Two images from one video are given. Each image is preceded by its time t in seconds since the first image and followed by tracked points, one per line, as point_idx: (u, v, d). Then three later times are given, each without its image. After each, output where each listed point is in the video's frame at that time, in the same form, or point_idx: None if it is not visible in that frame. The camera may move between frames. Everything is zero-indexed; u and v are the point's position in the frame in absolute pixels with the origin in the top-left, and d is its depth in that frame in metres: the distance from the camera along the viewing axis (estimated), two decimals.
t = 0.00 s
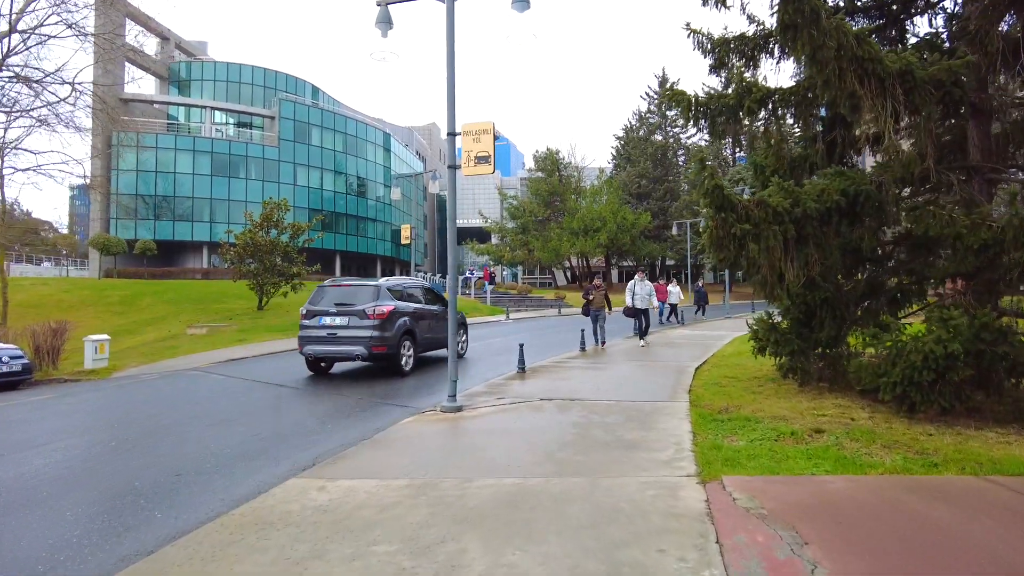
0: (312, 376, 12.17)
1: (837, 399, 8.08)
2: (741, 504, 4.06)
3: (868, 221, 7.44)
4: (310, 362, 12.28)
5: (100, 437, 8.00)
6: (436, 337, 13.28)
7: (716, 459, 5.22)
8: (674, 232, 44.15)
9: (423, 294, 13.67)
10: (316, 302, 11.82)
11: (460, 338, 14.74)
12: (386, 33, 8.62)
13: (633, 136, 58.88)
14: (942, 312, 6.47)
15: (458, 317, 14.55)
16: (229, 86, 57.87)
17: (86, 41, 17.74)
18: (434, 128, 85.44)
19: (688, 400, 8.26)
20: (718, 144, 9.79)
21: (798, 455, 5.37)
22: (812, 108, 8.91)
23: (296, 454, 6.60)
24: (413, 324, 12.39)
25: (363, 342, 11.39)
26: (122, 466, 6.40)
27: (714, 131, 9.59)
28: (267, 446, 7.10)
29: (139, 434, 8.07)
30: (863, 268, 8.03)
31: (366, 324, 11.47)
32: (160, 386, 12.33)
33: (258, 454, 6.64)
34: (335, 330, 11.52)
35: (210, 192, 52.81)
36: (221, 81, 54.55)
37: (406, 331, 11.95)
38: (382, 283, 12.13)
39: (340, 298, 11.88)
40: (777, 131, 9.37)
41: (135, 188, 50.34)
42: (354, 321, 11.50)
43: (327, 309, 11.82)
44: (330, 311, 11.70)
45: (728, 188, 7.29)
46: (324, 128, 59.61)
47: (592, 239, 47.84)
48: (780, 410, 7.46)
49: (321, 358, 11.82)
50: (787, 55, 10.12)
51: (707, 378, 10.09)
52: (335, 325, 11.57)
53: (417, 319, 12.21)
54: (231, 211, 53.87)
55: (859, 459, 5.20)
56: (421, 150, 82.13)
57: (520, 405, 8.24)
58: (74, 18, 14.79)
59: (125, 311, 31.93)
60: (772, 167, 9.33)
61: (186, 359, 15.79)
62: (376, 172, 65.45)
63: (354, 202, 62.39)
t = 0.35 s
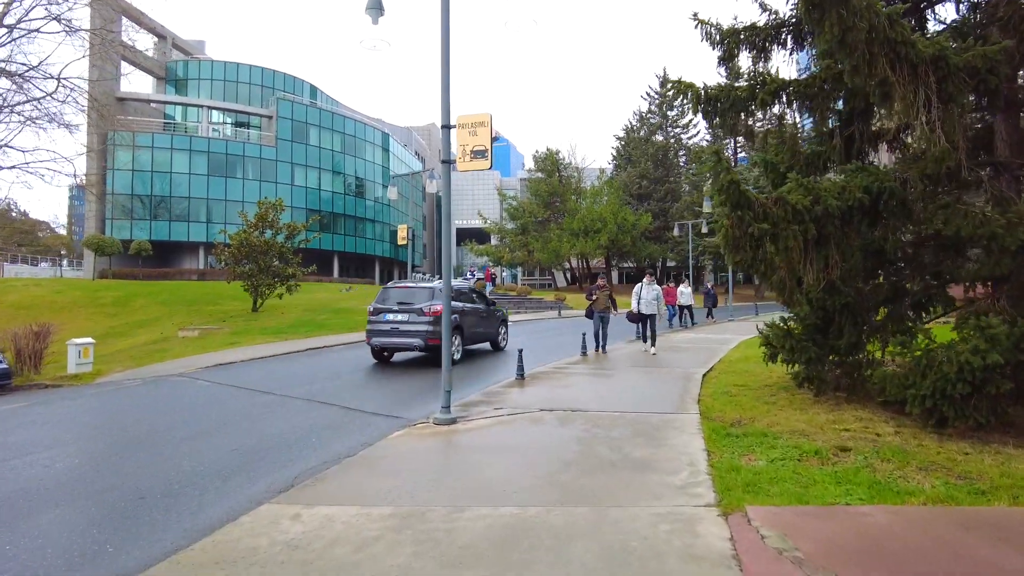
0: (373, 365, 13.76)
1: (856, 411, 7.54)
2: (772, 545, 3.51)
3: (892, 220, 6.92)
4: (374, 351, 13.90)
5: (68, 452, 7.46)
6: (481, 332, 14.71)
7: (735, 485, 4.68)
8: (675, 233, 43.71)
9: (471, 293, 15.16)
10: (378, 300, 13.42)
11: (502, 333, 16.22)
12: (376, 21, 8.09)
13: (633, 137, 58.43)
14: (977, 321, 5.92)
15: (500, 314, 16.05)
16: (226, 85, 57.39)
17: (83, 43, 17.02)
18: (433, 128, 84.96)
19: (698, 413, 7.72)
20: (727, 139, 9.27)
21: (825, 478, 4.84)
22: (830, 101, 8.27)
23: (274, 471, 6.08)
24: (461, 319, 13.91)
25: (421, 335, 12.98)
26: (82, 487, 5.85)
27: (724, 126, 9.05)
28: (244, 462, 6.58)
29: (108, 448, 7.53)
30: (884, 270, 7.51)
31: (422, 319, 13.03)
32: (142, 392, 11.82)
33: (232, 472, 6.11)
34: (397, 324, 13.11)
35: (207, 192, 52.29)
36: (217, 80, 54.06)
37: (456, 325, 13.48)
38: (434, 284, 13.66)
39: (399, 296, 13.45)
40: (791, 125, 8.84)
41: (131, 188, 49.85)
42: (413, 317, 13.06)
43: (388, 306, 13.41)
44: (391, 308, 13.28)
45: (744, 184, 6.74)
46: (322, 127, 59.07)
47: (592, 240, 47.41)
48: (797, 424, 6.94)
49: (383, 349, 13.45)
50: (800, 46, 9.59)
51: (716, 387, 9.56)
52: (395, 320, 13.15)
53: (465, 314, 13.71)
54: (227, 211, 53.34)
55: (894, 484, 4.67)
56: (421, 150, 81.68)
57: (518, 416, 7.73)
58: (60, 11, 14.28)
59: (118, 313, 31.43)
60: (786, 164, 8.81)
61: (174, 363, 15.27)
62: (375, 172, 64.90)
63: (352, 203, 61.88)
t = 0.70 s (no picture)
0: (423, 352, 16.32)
1: (865, 416, 7.11)
2: None
3: (905, 213, 6.49)
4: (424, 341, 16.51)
5: (24, 462, 6.96)
6: (514, 325, 17.06)
7: (743, 503, 4.20)
8: (671, 232, 43.31)
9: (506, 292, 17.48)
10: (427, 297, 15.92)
11: (535, 327, 18.51)
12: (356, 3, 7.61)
13: (629, 136, 58.02)
14: (1002, 320, 5.47)
15: (533, 310, 18.28)
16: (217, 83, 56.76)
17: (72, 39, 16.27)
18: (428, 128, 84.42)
19: (698, 419, 7.26)
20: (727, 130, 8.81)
21: (842, 494, 4.37)
22: (836, 88, 7.89)
23: (236, 489, 5.59)
24: (497, 314, 16.22)
25: (462, 326, 15.46)
26: (28, 503, 5.36)
27: (725, 118, 8.60)
28: (205, 475, 6.08)
29: (68, 456, 7.02)
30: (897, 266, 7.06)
31: (463, 315, 15.51)
32: (116, 395, 11.30)
33: (191, 489, 5.62)
34: (442, 316, 15.65)
35: (198, 191, 51.62)
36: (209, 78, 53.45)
37: (492, 319, 15.80)
38: (474, 284, 16.06)
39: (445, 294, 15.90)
40: (796, 115, 8.37)
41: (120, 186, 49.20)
42: (456, 311, 15.55)
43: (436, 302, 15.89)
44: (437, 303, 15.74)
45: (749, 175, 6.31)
46: (315, 126, 58.46)
47: (588, 240, 47.00)
48: (805, 431, 6.49)
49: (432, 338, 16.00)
50: (804, 33, 9.14)
51: (717, 390, 9.10)
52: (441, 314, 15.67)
53: (501, 310, 16.03)
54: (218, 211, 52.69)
55: (917, 501, 4.20)
56: (415, 149, 81.15)
57: (507, 423, 7.25)
58: (35, 0, 13.74)
59: (104, 313, 30.84)
60: (789, 156, 8.37)
61: (154, 365, 14.77)
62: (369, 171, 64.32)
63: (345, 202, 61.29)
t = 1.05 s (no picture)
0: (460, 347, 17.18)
1: (874, 429, 6.68)
2: None
3: (917, 213, 6.06)
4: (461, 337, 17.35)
5: None
6: (544, 321, 17.94)
7: (750, 539, 3.74)
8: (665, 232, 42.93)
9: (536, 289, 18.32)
10: (464, 296, 16.83)
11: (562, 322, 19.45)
12: None
13: (622, 136, 57.64)
14: None
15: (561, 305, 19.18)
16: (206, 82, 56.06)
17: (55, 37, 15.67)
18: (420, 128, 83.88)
19: (696, 433, 6.81)
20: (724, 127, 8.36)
21: (858, 526, 3.91)
22: (839, 81, 7.42)
23: (187, 518, 5.11)
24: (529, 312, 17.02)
25: (498, 323, 16.30)
26: None
27: (722, 113, 8.15)
28: (158, 501, 5.59)
29: (24, 475, 6.55)
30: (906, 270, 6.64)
31: (498, 313, 16.40)
32: (85, 405, 10.75)
33: (138, 518, 5.14)
34: (478, 314, 16.48)
35: (186, 192, 50.89)
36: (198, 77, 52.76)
37: (526, 316, 16.67)
38: (508, 283, 16.90)
39: (481, 293, 16.83)
40: (798, 111, 7.92)
41: (107, 187, 48.54)
42: (491, 308, 16.39)
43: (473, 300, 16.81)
44: (474, 302, 16.62)
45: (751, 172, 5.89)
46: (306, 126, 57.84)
47: (581, 240, 46.57)
48: (809, 447, 6.07)
49: (469, 334, 16.85)
50: (804, 25, 8.70)
51: (714, 399, 8.67)
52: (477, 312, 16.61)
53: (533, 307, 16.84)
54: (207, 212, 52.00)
55: (943, 536, 3.75)
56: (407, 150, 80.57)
57: (492, 438, 6.79)
58: None
59: (86, 317, 30.14)
60: (789, 154, 7.95)
61: (131, 372, 14.22)
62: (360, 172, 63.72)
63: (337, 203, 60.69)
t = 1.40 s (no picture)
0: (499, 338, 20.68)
1: (884, 442, 6.22)
2: None
3: (933, 207, 5.61)
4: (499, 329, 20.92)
5: None
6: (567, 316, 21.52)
7: None
8: (659, 232, 42.55)
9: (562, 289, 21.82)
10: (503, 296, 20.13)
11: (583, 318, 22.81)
12: None
13: (616, 136, 57.24)
14: None
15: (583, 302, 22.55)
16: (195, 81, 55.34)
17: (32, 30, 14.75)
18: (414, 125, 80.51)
19: (694, 446, 6.34)
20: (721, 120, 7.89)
21: (884, 562, 3.44)
22: (845, 71, 6.94)
23: (128, 548, 4.57)
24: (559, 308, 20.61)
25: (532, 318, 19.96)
26: None
27: (721, 104, 7.70)
28: (102, 526, 5.05)
29: None
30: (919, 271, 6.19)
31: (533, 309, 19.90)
32: (50, 412, 10.20)
33: (73, 549, 4.59)
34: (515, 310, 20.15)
35: (175, 191, 50.08)
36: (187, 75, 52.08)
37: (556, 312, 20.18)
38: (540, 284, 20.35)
39: (516, 293, 20.12)
40: (801, 102, 7.46)
41: (93, 185, 47.78)
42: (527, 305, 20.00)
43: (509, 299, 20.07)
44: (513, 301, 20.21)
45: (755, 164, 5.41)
46: (296, 124, 57.11)
47: (574, 241, 46.13)
48: (817, 462, 5.61)
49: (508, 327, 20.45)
50: (806, 12, 8.26)
51: (712, 407, 8.23)
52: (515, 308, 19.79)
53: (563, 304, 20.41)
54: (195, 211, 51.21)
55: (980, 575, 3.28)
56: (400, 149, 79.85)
57: (474, 452, 6.30)
58: None
59: (68, 318, 29.50)
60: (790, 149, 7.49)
61: (106, 376, 13.67)
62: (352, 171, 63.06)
63: (328, 202, 60.04)
